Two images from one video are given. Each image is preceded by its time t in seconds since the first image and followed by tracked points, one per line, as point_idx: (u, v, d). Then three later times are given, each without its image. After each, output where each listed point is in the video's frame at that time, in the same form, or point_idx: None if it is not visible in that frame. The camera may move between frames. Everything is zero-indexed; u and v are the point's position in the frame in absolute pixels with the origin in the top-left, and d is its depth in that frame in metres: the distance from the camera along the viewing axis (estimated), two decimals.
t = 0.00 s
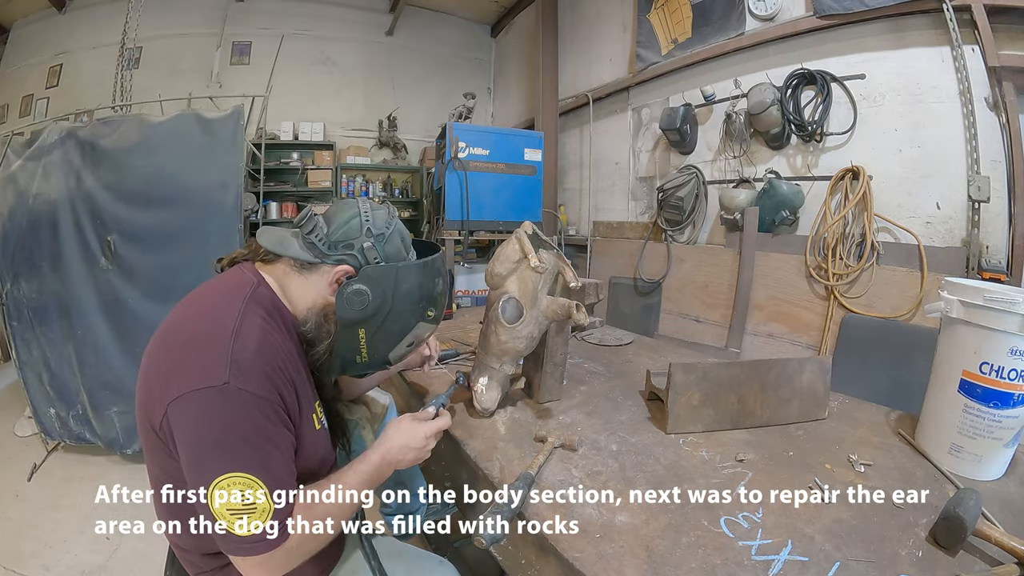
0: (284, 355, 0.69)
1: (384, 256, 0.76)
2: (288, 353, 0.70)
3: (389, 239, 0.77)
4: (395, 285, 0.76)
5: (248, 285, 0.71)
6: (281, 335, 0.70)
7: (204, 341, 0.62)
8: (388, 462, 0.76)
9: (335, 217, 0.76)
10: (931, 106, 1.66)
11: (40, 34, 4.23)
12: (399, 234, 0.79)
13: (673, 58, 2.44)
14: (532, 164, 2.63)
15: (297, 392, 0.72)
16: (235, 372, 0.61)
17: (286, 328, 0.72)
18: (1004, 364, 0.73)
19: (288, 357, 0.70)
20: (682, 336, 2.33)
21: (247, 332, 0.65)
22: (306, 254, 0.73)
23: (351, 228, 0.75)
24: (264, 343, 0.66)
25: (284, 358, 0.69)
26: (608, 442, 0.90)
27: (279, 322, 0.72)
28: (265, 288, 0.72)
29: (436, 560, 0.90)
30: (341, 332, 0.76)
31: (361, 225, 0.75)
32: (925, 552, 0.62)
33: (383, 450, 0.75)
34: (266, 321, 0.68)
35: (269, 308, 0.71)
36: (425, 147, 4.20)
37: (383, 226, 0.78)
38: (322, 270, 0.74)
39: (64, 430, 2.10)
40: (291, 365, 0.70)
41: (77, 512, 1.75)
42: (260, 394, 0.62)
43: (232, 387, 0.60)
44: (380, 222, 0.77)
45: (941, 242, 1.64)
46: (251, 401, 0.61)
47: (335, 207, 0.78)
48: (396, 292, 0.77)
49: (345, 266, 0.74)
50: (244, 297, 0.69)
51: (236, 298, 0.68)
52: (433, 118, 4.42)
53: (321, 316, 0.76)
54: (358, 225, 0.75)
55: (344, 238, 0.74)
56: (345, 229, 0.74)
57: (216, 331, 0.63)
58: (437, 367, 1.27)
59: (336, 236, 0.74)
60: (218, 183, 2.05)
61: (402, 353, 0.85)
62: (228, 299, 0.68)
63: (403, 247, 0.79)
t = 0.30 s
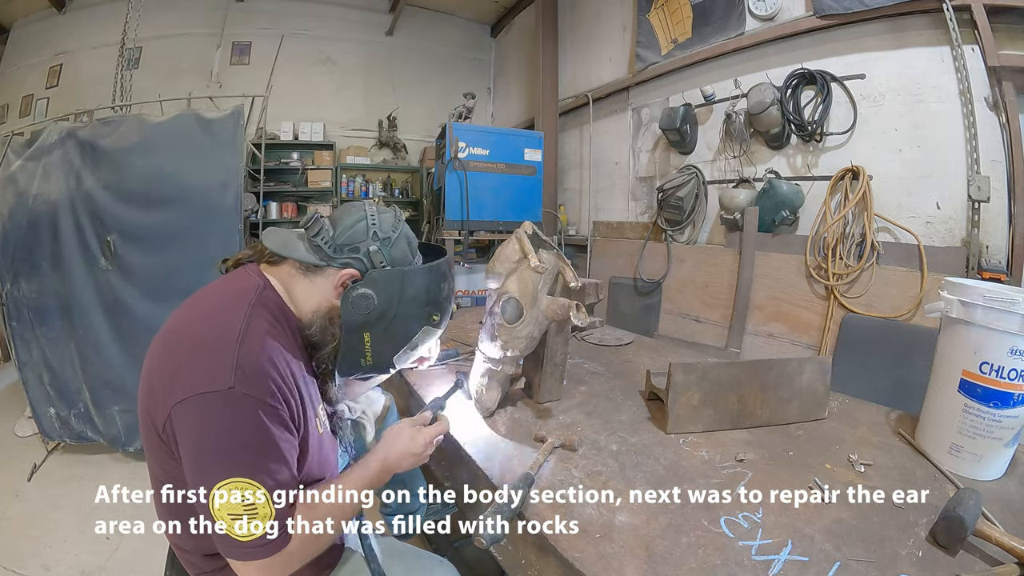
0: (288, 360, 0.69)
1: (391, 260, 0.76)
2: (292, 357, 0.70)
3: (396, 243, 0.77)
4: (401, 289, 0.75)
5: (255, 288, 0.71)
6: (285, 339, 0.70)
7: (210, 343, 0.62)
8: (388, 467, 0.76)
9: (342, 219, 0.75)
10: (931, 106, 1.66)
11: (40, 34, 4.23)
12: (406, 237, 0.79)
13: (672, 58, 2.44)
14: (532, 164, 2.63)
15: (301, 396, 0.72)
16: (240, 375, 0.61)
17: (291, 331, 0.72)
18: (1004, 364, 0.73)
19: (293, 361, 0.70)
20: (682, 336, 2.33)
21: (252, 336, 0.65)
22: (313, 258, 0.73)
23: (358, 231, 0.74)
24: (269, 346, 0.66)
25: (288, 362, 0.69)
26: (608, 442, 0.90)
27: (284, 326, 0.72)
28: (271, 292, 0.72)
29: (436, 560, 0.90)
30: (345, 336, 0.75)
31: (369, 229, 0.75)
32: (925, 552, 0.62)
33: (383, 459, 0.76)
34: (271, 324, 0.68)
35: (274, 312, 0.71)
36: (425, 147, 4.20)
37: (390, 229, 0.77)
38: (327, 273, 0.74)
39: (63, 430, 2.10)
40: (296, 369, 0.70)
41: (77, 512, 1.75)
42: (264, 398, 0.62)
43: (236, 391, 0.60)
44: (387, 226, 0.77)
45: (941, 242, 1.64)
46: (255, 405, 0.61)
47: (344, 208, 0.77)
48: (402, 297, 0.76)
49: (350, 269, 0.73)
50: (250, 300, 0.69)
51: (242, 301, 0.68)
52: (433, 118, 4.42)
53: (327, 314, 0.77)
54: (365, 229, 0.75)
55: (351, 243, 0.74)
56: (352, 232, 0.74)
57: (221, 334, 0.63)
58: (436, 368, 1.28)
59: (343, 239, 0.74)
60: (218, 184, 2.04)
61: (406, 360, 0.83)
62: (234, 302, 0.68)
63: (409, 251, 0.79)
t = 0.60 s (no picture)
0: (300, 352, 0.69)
1: (400, 262, 0.76)
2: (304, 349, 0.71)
3: (405, 245, 0.77)
4: (409, 293, 0.77)
5: (267, 280, 0.71)
6: (297, 331, 0.70)
7: (223, 332, 0.63)
8: (397, 466, 0.76)
9: (353, 221, 0.76)
10: (931, 106, 1.66)
11: (40, 34, 4.23)
12: (415, 239, 0.79)
13: (672, 58, 2.44)
14: (532, 164, 2.63)
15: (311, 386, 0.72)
16: (251, 363, 0.61)
17: (303, 323, 0.72)
18: (1004, 364, 0.73)
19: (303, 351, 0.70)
20: (682, 336, 2.33)
21: (265, 325, 0.65)
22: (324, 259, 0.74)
23: (367, 234, 0.75)
24: (281, 336, 0.66)
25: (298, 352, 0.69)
26: (608, 442, 0.90)
27: (296, 318, 0.72)
28: (283, 285, 0.73)
29: (436, 560, 0.89)
30: (355, 336, 0.77)
31: (379, 232, 0.75)
32: (925, 552, 0.62)
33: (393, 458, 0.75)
34: (283, 315, 0.68)
35: (285, 302, 0.71)
36: (425, 147, 4.20)
37: (400, 232, 0.77)
38: (338, 274, 0.74)
39: (63, 430, 2.10)
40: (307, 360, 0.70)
41: (77, 512, 1.75)
42: (275, 385, 0.63)
43: (248, 378, 0.60)
44: (397, 227, 0.77)
45: (941, 242, 1.64)
46: (266, 393, 0.61)
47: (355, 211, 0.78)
48: (410, 300, 0.77)
49: (360, 271, 0.74)
50: (263, 291, 0.69)
51: (254, 291, 0.68)
52: (433, 118, 4.42)
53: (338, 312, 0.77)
54: (375, 231, 0.75)
55: (361, 245, 0.74)
56: (362, 234, 0.75)
57: (234, 323, 0.64)
58: (437, 368, 1.27)
59: (353, 241, 0.74)
60: (218, 184, 2.04)
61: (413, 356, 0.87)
62: (247, 293, 0.68)
63: (419, 252, 0.79)
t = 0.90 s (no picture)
0: (294, 325, 0.71)
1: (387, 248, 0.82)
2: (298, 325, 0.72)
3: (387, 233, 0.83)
4: (393, 277, 0.81)
5: (261, 262, 0.74)
6: (291, 307, 0.72)
7: (218, 302, 0.65)
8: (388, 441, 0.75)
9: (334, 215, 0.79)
10: (931, 106, 1.66)
11: (40, 34, 4.23)
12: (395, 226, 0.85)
13: (672, 58, 2.44)
14: (532, 164, 2.63)
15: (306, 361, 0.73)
16: (244, 326, 0.64)
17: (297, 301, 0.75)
18: (1004, 364, 0.73)
19: (298, 324, 0.71)
20: (682, 336, 2.33)
21: (258, 296, 0.67)
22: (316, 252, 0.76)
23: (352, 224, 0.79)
24: (274, 306, 0.68)
25: (292, 326, 0.70)
26: (608, 442, 0.90)
27: (291, 297, 0.74)
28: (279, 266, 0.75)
29: (436, 560, 0.89)
30: (345, 321, 0.81)
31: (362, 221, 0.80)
32: (925, 552, 0.62)
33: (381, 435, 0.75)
34: (276, 289, 0.71)
35: (281, 281, 0.73)
36: (425, 147, 4.20)
37: (384, 224, 0.83)
38: (327, 265, 0.77)
39: (63, 430, 2.10)
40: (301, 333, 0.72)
41: (77, 512, 1.75)
42: (268, 349, 0.64)
43: (241, 340, 0.62)
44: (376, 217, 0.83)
45: (941, 242, 1.64)
46: (258, 355, 0.63)
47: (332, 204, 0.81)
48: (394, 284, 0.82)
49: (347, 261, 0.78)
50: (259, 269, 0.72)
51: (252, 269, 0.72)
52: (433, 118, 4.42)
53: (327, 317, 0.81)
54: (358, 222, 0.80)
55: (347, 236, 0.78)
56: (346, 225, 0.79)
57: (229, 294, 0.66)
58: (436, 367, 1.27)
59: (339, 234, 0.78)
60: (218, 184, 2.04)
61: (403, 343, 0.91)
62: (242, 271, 0.71)
63: (401, 243, 0.85)
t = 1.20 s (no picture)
0: (291, 327, 0.71)
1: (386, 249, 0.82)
2: (295, 326, 0.72)
3: (386, 233, 0.83)
4: (393, 276, 0.82)
5: (260, 262, 0.74)
6: (288, 309, 0.72)
7: (217, 302, 0.65)
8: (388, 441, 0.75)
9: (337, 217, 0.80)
10: (931, 106, 1.66)
11: (40, 34, 4.23)
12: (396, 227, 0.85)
13: (672, 58, 2.44)
14: (532, 165, 2.63)
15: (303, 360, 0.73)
16: (242, 326, 0.64)
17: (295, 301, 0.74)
18: (1004, 364, 0.73)
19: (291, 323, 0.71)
20: (682, 336, 2.33)
21: (256, 296, 0.68)
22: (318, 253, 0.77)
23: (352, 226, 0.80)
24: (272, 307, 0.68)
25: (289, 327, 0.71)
26: (608, 442, 0.90)
27: (289, 299, 0.74)
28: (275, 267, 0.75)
29: (436, 560, 0.89)
30: (344, 321, 0.82)
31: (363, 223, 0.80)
32: (925, 552, 0.62)
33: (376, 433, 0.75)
34: (274, 290, 0.71)
35: (278, 284, 0.73)
36: (425, 147, 4.20)
37: (383, 223, 0.83)
38: (327, 265, 0.79)
39: (63, 430, 2.10)
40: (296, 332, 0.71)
41: (77, 512, 1.75)
42: (265, 349, 0.64)
43: (238, 341, 0.63)
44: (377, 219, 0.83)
45: (941, 242, 1.64)
46: (255, 355, 0.63)
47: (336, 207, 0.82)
48: (393, 283, 0.82)
49: (347, 261, 0.79)
50: (256, 271, 0.72)
51: (248, 271, 0.71)
52: (433, 118, 4.43)
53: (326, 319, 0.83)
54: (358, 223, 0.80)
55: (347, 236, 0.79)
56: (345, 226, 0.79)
57: (227, 295, 0.67)
58: (435, 367, 1.28)
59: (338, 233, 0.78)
60: (218, 184, 2.04)
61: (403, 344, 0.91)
62: (241, 272, 0.71)
63: (401, 242, 0.84)
